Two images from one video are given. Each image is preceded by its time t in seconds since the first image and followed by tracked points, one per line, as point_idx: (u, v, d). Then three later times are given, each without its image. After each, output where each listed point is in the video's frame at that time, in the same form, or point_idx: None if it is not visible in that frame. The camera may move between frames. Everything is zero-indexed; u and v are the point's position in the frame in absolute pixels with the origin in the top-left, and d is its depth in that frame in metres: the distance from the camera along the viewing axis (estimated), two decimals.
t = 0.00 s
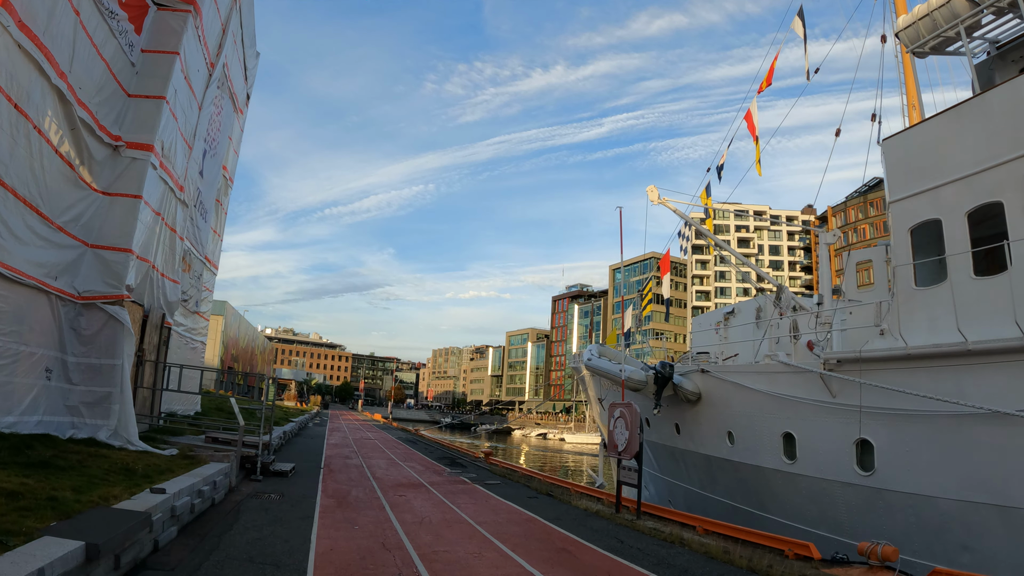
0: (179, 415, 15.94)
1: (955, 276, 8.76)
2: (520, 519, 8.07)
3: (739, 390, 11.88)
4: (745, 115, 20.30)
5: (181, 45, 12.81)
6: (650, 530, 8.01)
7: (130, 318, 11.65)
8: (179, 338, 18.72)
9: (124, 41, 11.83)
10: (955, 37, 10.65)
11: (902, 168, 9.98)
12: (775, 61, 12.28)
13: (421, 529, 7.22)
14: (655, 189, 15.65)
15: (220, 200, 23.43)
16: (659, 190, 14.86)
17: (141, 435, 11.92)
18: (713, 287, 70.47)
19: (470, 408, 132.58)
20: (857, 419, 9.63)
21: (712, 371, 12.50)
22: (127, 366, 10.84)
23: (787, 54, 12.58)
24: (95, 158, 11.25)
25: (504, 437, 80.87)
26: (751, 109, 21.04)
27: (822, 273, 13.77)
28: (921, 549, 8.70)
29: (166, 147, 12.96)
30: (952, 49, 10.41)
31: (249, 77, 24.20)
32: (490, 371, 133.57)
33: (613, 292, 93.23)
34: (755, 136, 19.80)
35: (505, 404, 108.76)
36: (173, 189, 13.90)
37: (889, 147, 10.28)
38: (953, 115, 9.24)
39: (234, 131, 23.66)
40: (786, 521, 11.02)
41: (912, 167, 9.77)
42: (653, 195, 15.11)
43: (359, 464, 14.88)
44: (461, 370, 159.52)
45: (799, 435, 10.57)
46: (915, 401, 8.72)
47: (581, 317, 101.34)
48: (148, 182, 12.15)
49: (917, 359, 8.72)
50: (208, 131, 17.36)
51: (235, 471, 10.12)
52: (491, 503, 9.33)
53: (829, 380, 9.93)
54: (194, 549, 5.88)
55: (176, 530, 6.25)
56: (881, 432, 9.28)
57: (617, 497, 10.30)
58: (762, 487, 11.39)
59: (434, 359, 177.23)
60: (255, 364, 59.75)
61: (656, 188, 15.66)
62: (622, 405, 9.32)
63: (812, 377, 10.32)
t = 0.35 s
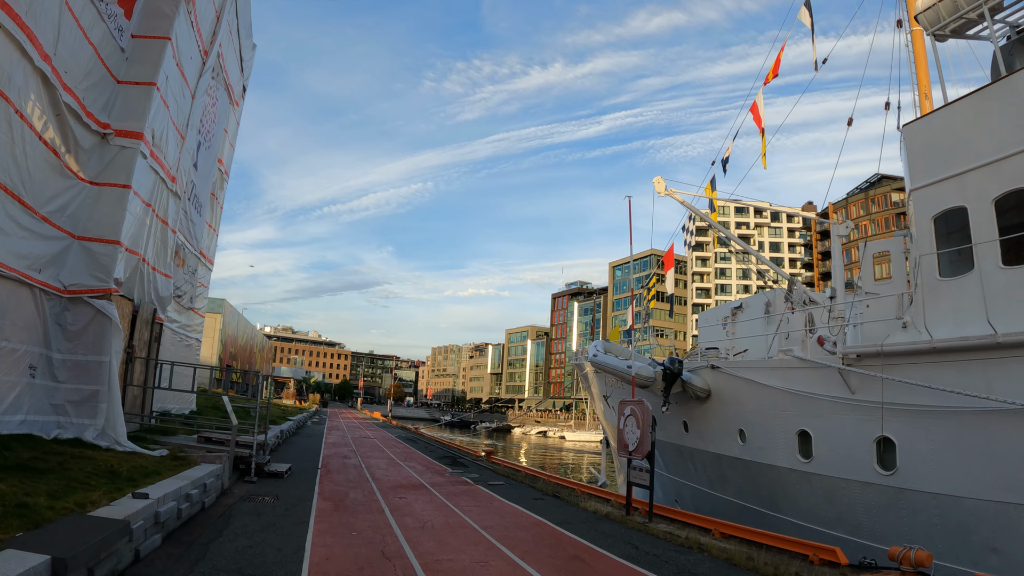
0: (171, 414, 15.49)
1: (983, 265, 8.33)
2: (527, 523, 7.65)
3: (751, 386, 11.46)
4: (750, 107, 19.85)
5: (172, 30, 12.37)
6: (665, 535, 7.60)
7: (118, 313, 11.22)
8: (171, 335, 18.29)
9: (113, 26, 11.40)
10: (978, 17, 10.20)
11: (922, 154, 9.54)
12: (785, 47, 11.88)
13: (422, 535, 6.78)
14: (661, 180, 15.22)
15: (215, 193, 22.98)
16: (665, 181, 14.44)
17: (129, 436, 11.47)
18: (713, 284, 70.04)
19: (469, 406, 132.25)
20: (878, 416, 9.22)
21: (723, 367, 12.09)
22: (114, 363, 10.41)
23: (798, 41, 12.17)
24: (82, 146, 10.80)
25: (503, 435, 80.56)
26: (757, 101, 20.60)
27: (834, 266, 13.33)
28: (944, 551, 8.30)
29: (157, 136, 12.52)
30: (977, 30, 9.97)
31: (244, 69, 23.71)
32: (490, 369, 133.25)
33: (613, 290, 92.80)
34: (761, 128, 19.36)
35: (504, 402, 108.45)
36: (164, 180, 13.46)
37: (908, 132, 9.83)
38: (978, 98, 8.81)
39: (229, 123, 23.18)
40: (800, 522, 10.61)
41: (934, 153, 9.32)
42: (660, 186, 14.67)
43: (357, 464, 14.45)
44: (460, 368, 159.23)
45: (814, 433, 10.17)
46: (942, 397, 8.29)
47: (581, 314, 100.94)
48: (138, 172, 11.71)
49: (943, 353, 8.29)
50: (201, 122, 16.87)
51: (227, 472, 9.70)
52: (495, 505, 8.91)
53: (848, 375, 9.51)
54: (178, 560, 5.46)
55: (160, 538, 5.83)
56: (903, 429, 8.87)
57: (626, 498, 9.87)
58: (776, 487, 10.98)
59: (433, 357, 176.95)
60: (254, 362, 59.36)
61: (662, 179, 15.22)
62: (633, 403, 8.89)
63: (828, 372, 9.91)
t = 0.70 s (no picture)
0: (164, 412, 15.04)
1: (1014, 250, 7.95)
2: (539, 522, 7.27)
3: (765, 379, 11.08)
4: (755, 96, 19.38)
5: (164, 11, 11.92)
6: (685, 533, 7.23)
7: (107, 305, 10.77)
8: (164, 330, 17.83)
9: (103, 6, 10.95)
10: None
11: (945, 135, 9.13)
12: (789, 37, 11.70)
13: (429, 537, 6.37)
14: (669, 168, 14.80)
15: (210, 185, 22.48)
16: (673, 169, 14.04)
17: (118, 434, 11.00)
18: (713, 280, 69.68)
19: (467, 404, 131.82)
20: (903, 407, 8.86)
21: (735, 359, 11.69)
22: (103, 357, 9.95)
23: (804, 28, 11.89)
24: (69, 129, 10.35)
25: (501, 432, 80.16)
26: (763, 91, 20.15)
27: (849, 255, 12.90)
28: (973, 548, 7.96)
29: (148, 121, 12.07)
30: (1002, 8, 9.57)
31: (239, 59, 23.20)
32: (488, 366, 132.84)
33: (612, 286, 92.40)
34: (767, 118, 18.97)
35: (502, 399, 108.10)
36: (157, 167, 13.00)
37: (930, 114, 9.39)
38: (1006, 76, 8.40)
39: (223, 114, 22.65)
40: (818, 518, 10.25)
41: (959, 134, 8.91)
42: (668, 175, 14.26)
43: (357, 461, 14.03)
44: (458, 365, 158.78)
45: (834, 426, 9.80)
46: (971, 388, 7.93)
47: (579, 311, 100.52)
48: (128, 159, 11.24)
49: (973, 342, 7.92)
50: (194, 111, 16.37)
51: (222, 471, 9.26)
52: (503, 504, 8.52)
53: (870, 366, 9.15)
54: (166, 567, 5.03)
55: (147, 542, 5.40)
56: (929, 422, 8.50)
57: (639, 496, 9.48)
58: (792, 482, 10.62)
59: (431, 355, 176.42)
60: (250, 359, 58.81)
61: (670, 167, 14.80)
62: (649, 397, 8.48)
63: (848, 363, 9.55)
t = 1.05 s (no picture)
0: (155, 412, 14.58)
1: None
2: (550, 528, 6.91)
3: (778, 376, 10.73)
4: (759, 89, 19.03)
5: None
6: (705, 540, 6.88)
7: (94, 301, 10.31)
8: (155, 327, 17.33)
9: None
10: None
11: (967, 122, 8.77)
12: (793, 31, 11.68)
13: (434, 547, 5.97)
14: (675, 161, 14.41)
15: (203, 179, 21.98)
16: (679, 160, 13.68)
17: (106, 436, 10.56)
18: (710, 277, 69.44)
19: (464, 401, 131.42)
20: (926, 405, 8.51)
21: (745, 356, 11.35)
22: (89, 355, 9.52)
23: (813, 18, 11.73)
24: (54, 117, 9.91)
25: (498, 430, 79.74)
26: (766, 83, 19.78)
27: (860, 249, 12.56)
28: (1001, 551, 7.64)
29: (138, 109, 11.60)
30: None
31: (234, 50, 22.69)
32: (484, 364, 132.44)
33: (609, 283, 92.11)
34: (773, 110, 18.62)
35: (499, 397, 107.71)
36: (147, 158, 12.56)
37: (951, 101, 9.01)
38: None
39: (217, 107, 22.15)
40: (833, 519, 9.93)
41: (983, 120, 8.55)
42: (674, 166, 13.89)
43: (355, 463, 13.63)
44: (455, 363, 158.32)
45: (850, 424, 9.48)
46: (1000, 385, 7.59)
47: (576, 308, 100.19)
48: (117, 148, 10.79)
49: (1002, 336, 7.57)
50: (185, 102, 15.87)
51: (215, 475, 8.84)
52: (510, 508, 8.15)
53: (890, 362, 8.82)
54: None
55: (131, 555, 4.99)
56: (954, 420, 8.17)
57: (652, 499, 9.11)
58: (807, 483, 10.28)
59: (427, 353, 175.91)
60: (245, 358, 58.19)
61: (676, 160, 14.41)
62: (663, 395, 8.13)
63: (867, 359, 9.21)
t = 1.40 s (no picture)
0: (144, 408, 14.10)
1: None
2: (558, 527, 6.55)
3: (789, 369, 10.38)
4: (763, 78, 18.62)
5: None
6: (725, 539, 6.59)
7: (78, 289, 9.85)
8: (144, 321, 16.84)
9: None
10: None
11: (990, 103, 8.40)
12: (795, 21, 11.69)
13: (439, 549, 5.57)
14: (681, 148, 14.01)
15: (195, 169, 21.47)
16: (685, 147, 13.28)
17: (91, 432, 10.10)
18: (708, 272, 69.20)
19: (460, 398, 131.14)
20: (949, 396, 8.20)
21: (755, 347, 10.99)
22: (72, 346, 9.07)
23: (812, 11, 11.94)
24: (36, 96, 9.45)
25: (495, 426, 79.46)
26: (770, 73, 19.35)
27: (872, 237, 12.21)
28: None
29: (125, 90, 11.12)
30: None
31: (227, 38, 22.16)
32: (480, 360, 132.18)
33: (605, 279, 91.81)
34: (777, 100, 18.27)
35: (496, 393, 107.40)
36: (136, 142, 12.08)
37: (972, 81, 8.63)
38: None
39: (210, 95, 21.61)
40: (848, 515, 9.64)
41: (1007, 100, 8.18)
42: (680, 154, 13.50)
43: (350, 459, 13.21)
44: (450, 360, 157.94)
45: (867, 417, 9.17)
46: None
47: (572, 304, 99.86)
48: (102, 131, 10.35)
49: None
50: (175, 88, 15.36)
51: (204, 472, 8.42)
52: (514, 506, 7.77)
53: (910, 352, 8.50)
54: None
55: (106, 559, 4.58)
56: (979, 411, 7.87)
57: (663, 495, 8.75)
58: (820, 478, 9.97)
59: (423, 349, 175.47)
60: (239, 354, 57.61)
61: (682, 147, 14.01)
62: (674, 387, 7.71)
63: (884, 349, 8.91)
